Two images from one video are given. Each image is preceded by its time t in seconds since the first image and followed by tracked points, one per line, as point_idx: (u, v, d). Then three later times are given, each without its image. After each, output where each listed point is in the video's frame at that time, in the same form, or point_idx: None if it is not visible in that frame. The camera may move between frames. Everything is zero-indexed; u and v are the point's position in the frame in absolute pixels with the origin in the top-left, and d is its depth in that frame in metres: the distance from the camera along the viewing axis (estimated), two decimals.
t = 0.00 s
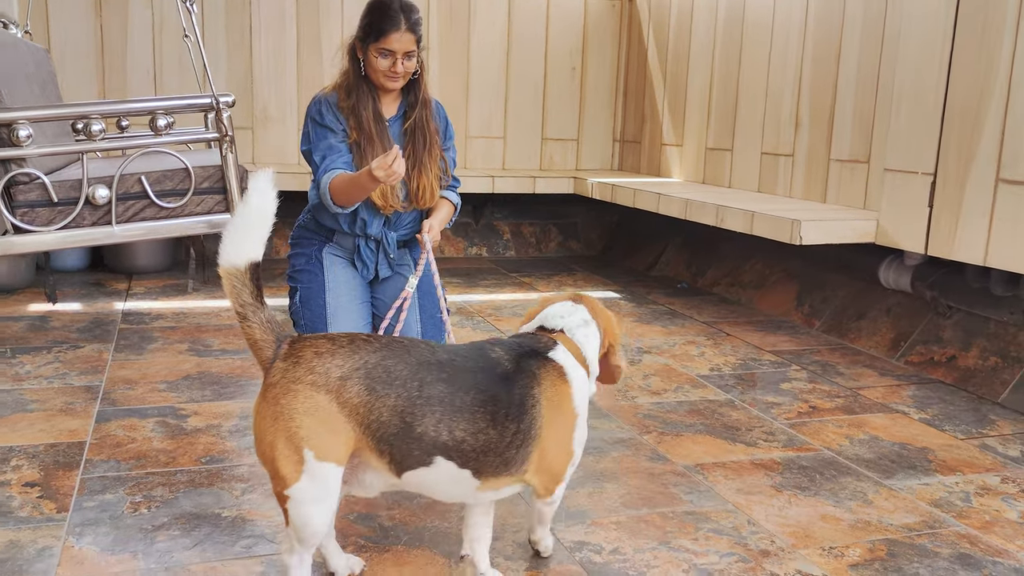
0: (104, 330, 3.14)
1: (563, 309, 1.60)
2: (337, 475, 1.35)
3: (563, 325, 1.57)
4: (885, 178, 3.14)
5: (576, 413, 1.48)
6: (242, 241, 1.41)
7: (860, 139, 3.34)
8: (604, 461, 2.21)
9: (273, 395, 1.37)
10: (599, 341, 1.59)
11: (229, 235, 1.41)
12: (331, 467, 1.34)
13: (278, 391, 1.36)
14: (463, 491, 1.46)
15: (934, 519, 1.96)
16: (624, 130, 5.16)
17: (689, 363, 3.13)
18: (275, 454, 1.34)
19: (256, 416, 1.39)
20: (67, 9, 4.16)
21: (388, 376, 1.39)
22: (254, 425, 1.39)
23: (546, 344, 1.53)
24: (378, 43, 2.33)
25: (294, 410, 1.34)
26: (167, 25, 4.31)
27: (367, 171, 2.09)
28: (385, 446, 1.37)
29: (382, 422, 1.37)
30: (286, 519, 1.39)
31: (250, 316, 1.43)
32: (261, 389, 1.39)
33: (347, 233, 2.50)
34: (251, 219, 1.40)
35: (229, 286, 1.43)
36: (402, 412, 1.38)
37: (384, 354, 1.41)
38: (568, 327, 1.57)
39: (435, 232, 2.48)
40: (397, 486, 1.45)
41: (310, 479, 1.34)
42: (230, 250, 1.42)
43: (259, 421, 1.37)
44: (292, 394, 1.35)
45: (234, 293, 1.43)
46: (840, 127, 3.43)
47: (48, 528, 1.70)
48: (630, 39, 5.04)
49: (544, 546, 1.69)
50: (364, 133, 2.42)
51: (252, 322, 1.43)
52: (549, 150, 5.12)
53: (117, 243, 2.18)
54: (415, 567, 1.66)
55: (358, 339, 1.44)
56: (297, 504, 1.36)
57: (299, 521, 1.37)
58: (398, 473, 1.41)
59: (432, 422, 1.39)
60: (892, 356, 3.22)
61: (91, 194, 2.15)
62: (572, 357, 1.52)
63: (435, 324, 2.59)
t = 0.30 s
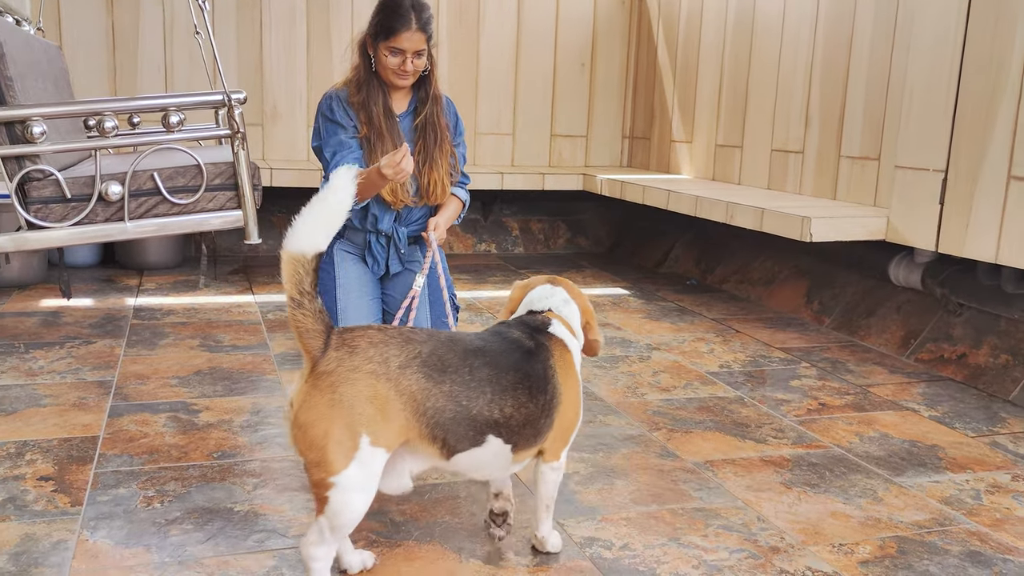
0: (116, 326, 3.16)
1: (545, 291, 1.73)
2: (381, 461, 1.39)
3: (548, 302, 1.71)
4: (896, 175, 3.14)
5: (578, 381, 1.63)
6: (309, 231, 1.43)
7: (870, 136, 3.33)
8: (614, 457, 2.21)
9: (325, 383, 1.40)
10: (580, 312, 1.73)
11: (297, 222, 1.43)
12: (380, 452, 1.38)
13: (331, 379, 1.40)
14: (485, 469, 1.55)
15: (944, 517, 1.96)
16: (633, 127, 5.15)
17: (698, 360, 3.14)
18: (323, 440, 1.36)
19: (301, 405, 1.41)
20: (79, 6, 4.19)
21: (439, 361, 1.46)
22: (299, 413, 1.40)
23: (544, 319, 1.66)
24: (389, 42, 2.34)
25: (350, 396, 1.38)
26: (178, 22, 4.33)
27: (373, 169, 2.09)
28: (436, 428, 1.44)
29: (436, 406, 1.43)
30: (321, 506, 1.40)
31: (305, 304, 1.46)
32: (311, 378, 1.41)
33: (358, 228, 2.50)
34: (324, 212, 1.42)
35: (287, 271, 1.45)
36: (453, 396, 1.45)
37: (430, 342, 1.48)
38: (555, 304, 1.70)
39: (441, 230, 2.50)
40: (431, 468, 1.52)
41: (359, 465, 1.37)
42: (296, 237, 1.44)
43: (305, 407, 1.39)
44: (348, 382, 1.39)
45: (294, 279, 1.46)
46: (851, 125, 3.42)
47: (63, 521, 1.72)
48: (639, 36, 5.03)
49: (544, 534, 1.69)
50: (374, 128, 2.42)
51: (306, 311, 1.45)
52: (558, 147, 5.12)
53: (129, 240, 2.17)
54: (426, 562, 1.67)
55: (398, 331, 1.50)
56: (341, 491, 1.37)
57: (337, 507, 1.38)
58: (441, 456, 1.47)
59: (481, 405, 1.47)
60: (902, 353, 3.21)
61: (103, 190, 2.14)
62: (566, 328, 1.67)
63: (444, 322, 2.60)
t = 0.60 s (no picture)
0: (129, 325, 3.18)
1: (525, 280, 1.81)
2: (434, 442, 1.47)
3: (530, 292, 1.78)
4: (908, 176, 3.12)
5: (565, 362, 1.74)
6: (356, 227, 1.42)
7: (882, 136, 3.32)
8: (624, 458, 2.22)
9: (381, 372, 1.44)
10: (557, 300, 1.82)
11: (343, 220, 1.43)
12: (435, 433, 1.46)
13: (385, 369, 1.44)
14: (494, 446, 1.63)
15: (955, 519, 1.95)
16: (643, 127, 5.15)
17: (708, 361, 3.13)
18: (389, 426, 1.41)
19: (356, 396, 1.42)
20: (93, 7, 4.21)
21: (468, 345, 1.55)
22: (358, 404, 1.42)
23: (531, 306, 1.74)
24: (399, 45, 2.34)
25: (409, 382, 1.44)
26: (190, 23, 4.35)
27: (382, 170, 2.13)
28: (470, 406, 1.53)
29: (469, 384, 1.53)
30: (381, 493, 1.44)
31: (355, 300, 1.48)
32: (366, 369, 1.43)
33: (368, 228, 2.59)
34: (371, 207, 1.43)
35: (335, 271, 1.44)
36: (481, 375, 1.54)
37: (454, 327, 1.57)
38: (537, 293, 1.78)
39: (450, 231, 2.52)
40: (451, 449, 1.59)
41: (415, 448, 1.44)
42: (342, 237, 1.43)
43: (365, 398, 1.42)
44: (404, 369, 1.45)
45: (344, 277, 1.45)
46: (863, 125, 3.41)
47: (77, 520, 1.74)
48: (649, 36, 5.02)
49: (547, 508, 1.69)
50: (384, 129, 2.44)
51: (359, 307, 1.47)
52: (568, 146, 5.12)
53: (143, 240, 2.19)
54: (436, 561, 1.67)
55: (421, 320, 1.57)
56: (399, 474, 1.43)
57: (402, 491, 1.44)
58: (469, 434, 1.56)
59: (504, 383, 1.57)
60: (913, 354, 3.20)
61: (116, 191, 2.15)
62: (550, 316, 1.76)
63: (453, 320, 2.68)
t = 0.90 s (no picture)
0: (138, 327, 3.20)
1: (510, 266, 2.02)
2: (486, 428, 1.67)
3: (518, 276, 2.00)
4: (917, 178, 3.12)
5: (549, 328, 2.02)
6: (420, 245, 1.50)
7: (891, 138, 3.31)
8: (632, 461, 2.22)
9: (441, 376, 1.57)
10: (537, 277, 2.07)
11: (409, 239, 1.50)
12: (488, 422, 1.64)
13: (444, 373, 1.58)
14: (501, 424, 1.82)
15: (964, 522, 1.95)
16: (651, 129, 5.15)
17: (716, 363, 3.13)
18: (457, 422, 1.57)
19: (422, 401, 1.55)
20: (103, 10, 4.24)
21: (496, 339, 1.72)
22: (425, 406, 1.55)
23: (526, 290, 1.98)
24: (407, 49, 2.35)
25: (468, 381, 1.60)
26: (199, 26, 4.37)
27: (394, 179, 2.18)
28: (503, 394, 1.72)
29: (503, 375, 1.71)
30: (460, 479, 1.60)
31: (414, 313, 1.57)
32: (427, 377, 1.56)
33: (377, 231, 2.71)
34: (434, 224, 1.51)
35: (400, 286, 1.51)
36: (510, 365, 1.74)
37: (479, 323, 1.73)
38: (524, 275, 2.01)
39: (460, 230, 2.53)
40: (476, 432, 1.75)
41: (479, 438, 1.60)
42: (406, 254, 1.50)
43: (432, 399, 1.56)
44: (460, 371, 1.60)
45: (408, 292, 1.52)
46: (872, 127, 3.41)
47: (87, 521, 1.75)
48: (658, 38, 5.03)
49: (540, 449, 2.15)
50: (391, 133, 2.46)
51: (417, 321, 1.56)
52: (576, 148, 5.13)
53: (152, 242, 2.20)
54: (444, 564, 1.68)
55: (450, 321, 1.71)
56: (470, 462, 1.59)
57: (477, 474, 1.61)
58: (499, 419, 1.74)
59: (521, 369, 1.77)
60: (922, 357, 3.19)
61: (126, 193, 2.16)
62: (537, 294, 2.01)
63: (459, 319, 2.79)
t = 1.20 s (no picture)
0: (146, 329, 3.21)
1: (515, 258, 2.07)
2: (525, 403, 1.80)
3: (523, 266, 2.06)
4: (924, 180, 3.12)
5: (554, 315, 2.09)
6: (443, 218, 1.67)
7: (898, 141, 3.31)
8: (639, 464, 2.21)
9: (489, 350, 1.70)
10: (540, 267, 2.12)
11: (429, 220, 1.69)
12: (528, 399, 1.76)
13: (491, 347, 1.71)
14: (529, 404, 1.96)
15: (972, 527, 1.94)
16: (659, 131, 5.15)
17: (723, 366, 3.13)
18: (502, 394, 1.69)
19: (469, 371, 1.68)
20: (112, 13, 4.26)
21: (534, 322, 1.86)
22: (474, 377, 1.68)
23: (537, 281, 2.03)
24: (413, 54, 2.36)
25: (512, 355, 1.73)
26: (207, 29, 4.39)
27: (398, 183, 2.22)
28: (542, 372, 1.84)
29: (543, 358, 1.85)
30: (494, 459, 1.69)
31: (455, 289, 1.71)
32: (475, 349, 1.69)
33: (385, 234, 2.72)
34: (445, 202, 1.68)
35: (433, 260, 1.67)
36: (548, 350, 1.87)
37: (524, 310, 1.87)
38: (531, 268, 2.06)
39: (466, 233, 2.53)
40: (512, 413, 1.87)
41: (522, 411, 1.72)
42: (432, 232, 1.68)
43: (479, 371, 1.68)
44: (504, 345, 1.74)
45: (443, 265, 1.68)
46: (879, 130, 3.40)
47: (95, 523, 1.76)
48: (665, 41, 5.03)
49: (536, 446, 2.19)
50: (397, 136, 2.49)
51: (458, 293, 1.71)
52: (583, 151, 5.13)
53: (160, 245, 2.20)
54: (450, 566, 1.68)
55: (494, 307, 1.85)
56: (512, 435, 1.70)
57: (509, 457, 1.70)
58: (537, 397, 1.87)
59: (554, 352, 1.90)
60: (930, 360, 3.18)
61: (134, 197, 2.16)
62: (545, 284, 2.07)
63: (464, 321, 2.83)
